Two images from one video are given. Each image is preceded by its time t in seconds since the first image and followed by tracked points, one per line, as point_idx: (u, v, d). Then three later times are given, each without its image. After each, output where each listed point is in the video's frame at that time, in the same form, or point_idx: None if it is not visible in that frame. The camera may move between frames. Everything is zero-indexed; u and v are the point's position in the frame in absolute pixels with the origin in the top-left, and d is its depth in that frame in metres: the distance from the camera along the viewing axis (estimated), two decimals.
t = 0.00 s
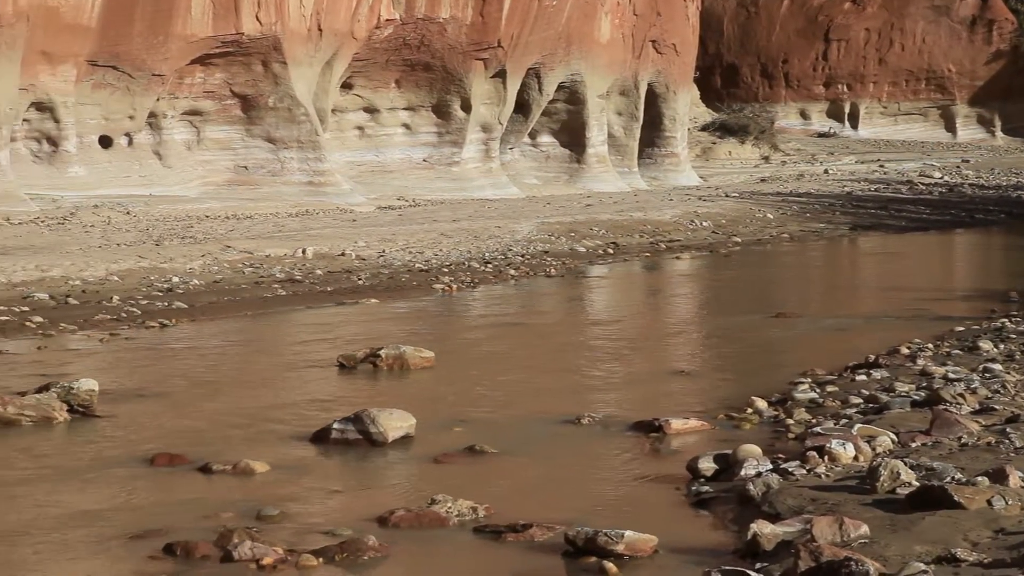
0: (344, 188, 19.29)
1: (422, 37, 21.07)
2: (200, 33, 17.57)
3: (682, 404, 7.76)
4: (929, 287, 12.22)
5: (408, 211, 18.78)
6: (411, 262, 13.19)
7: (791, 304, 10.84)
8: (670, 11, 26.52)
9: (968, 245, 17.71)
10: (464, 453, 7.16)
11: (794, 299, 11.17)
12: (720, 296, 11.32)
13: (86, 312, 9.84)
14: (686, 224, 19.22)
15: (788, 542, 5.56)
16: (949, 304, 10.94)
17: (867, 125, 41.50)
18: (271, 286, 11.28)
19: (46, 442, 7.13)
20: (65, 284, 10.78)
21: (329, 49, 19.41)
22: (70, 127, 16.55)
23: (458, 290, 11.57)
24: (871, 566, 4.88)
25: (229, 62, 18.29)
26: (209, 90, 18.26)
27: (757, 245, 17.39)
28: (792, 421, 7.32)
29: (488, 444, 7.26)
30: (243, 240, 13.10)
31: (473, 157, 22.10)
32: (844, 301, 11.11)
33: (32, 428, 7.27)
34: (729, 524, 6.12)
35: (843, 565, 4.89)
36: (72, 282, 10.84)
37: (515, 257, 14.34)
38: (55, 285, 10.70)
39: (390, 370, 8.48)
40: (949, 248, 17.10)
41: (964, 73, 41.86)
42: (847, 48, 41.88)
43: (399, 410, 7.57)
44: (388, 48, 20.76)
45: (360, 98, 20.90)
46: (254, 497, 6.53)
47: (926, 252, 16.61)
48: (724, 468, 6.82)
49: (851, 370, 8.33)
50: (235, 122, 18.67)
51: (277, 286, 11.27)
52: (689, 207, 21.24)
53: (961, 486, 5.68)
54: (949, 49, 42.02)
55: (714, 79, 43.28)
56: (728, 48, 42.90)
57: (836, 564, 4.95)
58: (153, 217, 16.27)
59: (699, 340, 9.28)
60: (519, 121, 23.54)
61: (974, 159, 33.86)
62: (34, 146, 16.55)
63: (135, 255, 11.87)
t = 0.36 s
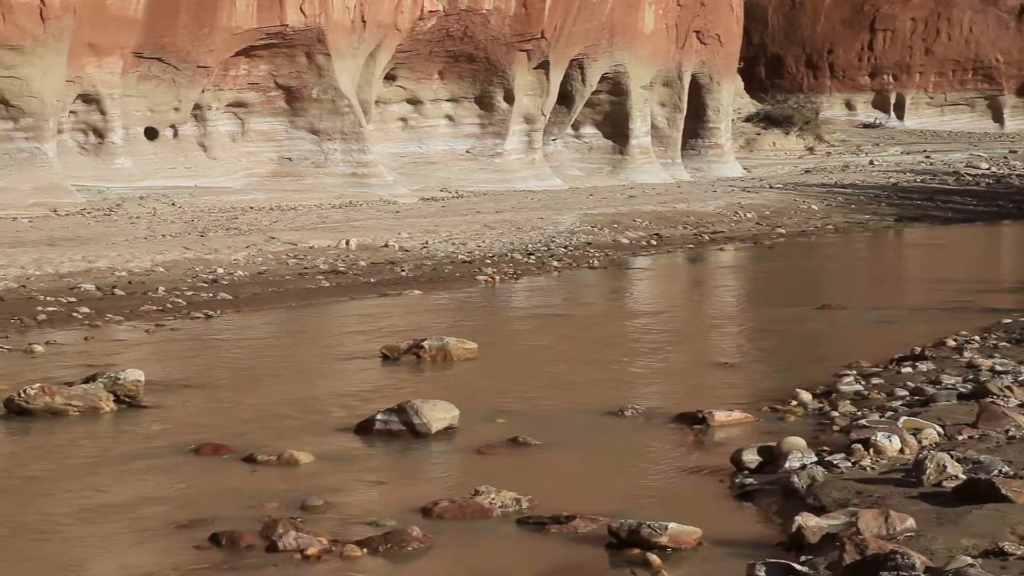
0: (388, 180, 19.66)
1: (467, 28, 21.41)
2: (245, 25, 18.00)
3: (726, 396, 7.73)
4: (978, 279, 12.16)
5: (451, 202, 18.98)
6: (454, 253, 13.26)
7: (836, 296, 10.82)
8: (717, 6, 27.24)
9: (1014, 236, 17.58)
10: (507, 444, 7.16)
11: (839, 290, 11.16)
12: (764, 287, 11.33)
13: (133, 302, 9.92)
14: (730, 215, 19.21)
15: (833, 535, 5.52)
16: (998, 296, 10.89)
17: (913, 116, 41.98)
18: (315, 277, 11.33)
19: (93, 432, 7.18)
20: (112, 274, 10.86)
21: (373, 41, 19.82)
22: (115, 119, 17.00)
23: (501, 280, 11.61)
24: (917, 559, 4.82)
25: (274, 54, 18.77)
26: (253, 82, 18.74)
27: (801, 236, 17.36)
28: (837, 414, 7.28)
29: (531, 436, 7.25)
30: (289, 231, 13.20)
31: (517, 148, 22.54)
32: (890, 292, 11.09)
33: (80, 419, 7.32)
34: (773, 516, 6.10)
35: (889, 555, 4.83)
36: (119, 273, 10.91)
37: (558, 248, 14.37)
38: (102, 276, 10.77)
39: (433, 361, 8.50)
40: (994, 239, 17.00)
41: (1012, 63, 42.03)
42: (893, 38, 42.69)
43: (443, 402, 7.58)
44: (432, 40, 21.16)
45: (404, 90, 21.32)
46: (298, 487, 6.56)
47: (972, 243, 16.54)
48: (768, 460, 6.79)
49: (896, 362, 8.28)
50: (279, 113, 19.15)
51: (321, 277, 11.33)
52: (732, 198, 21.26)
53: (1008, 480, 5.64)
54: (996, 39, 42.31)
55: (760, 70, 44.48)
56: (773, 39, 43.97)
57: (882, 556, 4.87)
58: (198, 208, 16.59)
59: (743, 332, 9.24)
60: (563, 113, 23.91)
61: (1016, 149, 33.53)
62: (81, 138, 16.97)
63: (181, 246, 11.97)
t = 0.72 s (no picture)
0: (441, 176, 19.79)
1: (520, 24, 21.56)
2: (300, 22, 18.27)
3: (781, 393, 7.69)
4: None
5: (503, 199, 19.11)
6: (507, 250, 13.24)
7: (893, 293, 10.75)
8: None
9: None
10: (561, 441, 7.15)
11: (898, 288, 11.07)
12: (821, 284, 11.26)
13: (188, 298, 9.98)
14: (784, 212, 19.12)
15: (890, 534, 5.47)
16: None
17: (971, 111, 41.50)
18: (368, 274, 11.35)
19: (150, 427, 7.24)
20: (168, 271, 10.91)
21: (426, 39, 19.92)
22: (171, 116, 17.21)
23: (555, 278, 11.60)
24: (974, 559, 4.75)
25: (328, 52, 18.99)
26: (307, 80, 19.01)
27: (857, 233, 17.25)
28: (893, 412, 7.23)
29: (585, 433, 7.24)
30: (343, 229, 13.26)
31: (570, 145, 22.74)
32: (950, 289, 11.00)
33: (137, 414, 7.38)
34: (829, 514, 6.05)
35: (946, 556, 4.76)
36: (175, 270, 10.96)
37: (612, 245, 14.35)
38: (158, 272, 10.84)
39: (487, 357, 8.51)
40: None
41: None
42: (950, 33, 42.68)
43: (496, 398, 7.58)
44: (486, 36, 21.34)
45: (456, 86, 21.43)
46: (352, 484, 6.58)
47: None
48: (823, 458, 6.74)
49: (954, 360, 8.20)
50: (334, 110, 19.40)
51: (375, 274, 11.36)
52: (787, 195, 21.16)
53: None
54: None
55: (815, 65, 44.64)
56: (828, 35, 44.21)
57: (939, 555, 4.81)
58: (253, 206, 16.79)
59: (798, 329, 9.19)
60: (616, 110, 24.18)
61: None
62: (137, 135, 17.19)
63: (236, 243, 12.03)
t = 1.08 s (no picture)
0: (489, 174, 20.10)
1: (568, 23, 22.25)
2: (348, 22, 18.65)
3: (830, 393, 7.64)
4: None
5: (550, 196, 19.29)
6: (555, 248, 13.22)
7: (945, 292, 10.67)
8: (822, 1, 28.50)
9: None
10: (608, 440, 7.14)
11: (952, 287, 10.96)
12: (872, 283, 11.17)
13: (237, 297, 10.03)
14: (833, 210, 19.06)
15: (941, 534, 5.42)
16: None
17: None
18: (416, 272, 11.38)
19: (200, 424, 7.28)
20: (217, 269, 10.97)
21: (474, 36, 20.45)
22: (221, 116, 17.63)
23: (603, 275, 11.59)
24: None
25: (377, 50, 19.37)
26: (356, 78, 19.46)
27: (907, 231, 17.16)
28: (944, 411, 7.17)
29: (632, 432, 7.23)
30: (391, 227, 13.33)
31: (617, 143, 23.27)
32: (1003, 288, 10.90)
33: (186, 412, 7.42)
34: (879, 514, 6.01)
35: (997, 556, 4.70)
36: (224, 268, 11.02)
37: (660, 243, 14.31)
38: (208, 270, 10.89)
39: (534, 356, 8.50)
40: None
41: None
42: (1003, 29, 41.62)
43: (544, 397, 7.58)
44: (533, 35, 22.01)
45: (505, 84, 22.05)
46: (399, 481, 6.59)
47: None
48: (873, 458, 6.70)
49: (1006, 360, 8.13)
50: (381, 109, 19.79)
51: (422, 272, 11.39)
52: (836, 193, 21.11)
53: None
54: None
55: (864, 63, 43.08)
56: (878, 31, 42.71)
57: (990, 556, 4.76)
58: (301, 203, 16.94)
59: (847, 329, 9.13)
60: (664, 108, 25.18)
61: None
62: (188, 134, 17.57)
63: (284, 241, 12.10)
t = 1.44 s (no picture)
0: (528, 173, 20.11)
1: (608, 21, 22.28)
2: (389, 20, 18.73)
3: (872, 393, 7.60)
4: None
5: (590, 195, 19.35)
6: (594, 246, 13.20)
7: (990, 291, 10.57)
8: None
9: None
10: (649, 439, 7.13)
11: (998, 287, 10.86)
12: (916, 283, 11.07)
13: (278, 295, 10.07)
14: (875, 209, 18.95)
15: (984, 534, 5.39)
16: None
17: None
18: (455, 271, 11.39)
19: (241, 421, 7.32)
20: (257, 267, 11.02)
21: (514, 35, 20.54)
22: (262, 114, 17.72)
23: (642, 275, 11.55)
24: None
25: (417, 49, 19.49)
26: (398, 77, 19.57)
27: (950, 230, 17.03)
28: (987, 411, 7.12)
29: (673, 431, 7.21)
30: (430, 226, 13.36)
31: (658, 142, 23.22)
32: None
33: (228, 409, 7.45)
34: (921, 515, 5.97)
35: None
36: (264, 266, 11.07)
37: (700, 242, 14.27)
38: (249, 269, 10.93)
39: (574, 355, 8.49)
40: None
41: None
42: None
43: (583, 395, 7.57)
44: (573, 33, 22.10)
45: (545, 83, 22.22)
46: (439, 480, 6.60)
47: None
48: (915, 458, 6.65)
49: None
50: (422, 108, 19.92)
51: (462, 271, 11.40)
52: (878, 192, 21.01)
53: None
54: None
55: (907, 61, 42.71)
56: (923, 29, 42.16)
57: None
58: (342, 203, 16.99)
59: (889, 328, 9.06)
60: (705, 106, 25.08)
61: None
62: (228, 132, 17.73)
63: (324, 240, 12.13)
